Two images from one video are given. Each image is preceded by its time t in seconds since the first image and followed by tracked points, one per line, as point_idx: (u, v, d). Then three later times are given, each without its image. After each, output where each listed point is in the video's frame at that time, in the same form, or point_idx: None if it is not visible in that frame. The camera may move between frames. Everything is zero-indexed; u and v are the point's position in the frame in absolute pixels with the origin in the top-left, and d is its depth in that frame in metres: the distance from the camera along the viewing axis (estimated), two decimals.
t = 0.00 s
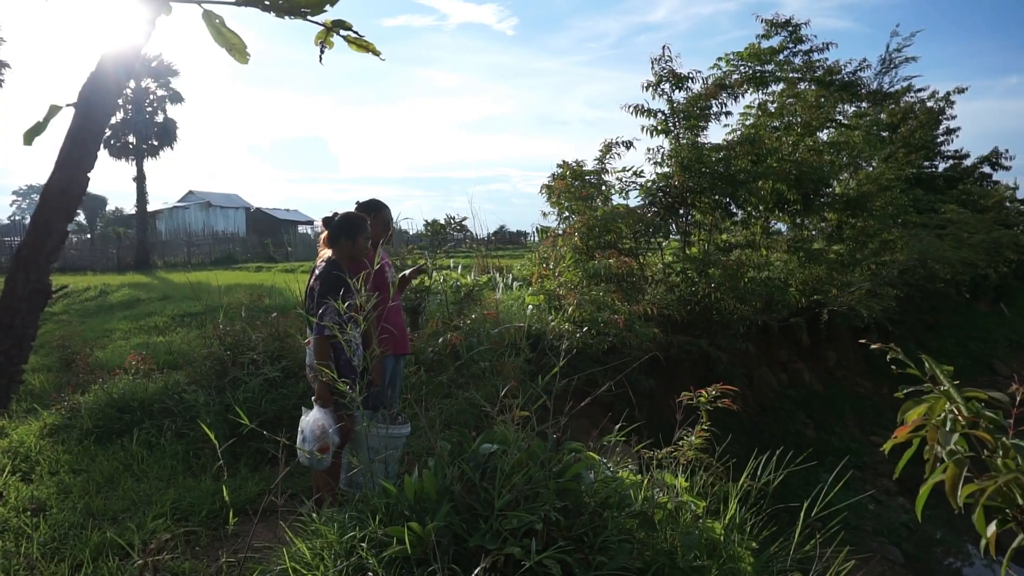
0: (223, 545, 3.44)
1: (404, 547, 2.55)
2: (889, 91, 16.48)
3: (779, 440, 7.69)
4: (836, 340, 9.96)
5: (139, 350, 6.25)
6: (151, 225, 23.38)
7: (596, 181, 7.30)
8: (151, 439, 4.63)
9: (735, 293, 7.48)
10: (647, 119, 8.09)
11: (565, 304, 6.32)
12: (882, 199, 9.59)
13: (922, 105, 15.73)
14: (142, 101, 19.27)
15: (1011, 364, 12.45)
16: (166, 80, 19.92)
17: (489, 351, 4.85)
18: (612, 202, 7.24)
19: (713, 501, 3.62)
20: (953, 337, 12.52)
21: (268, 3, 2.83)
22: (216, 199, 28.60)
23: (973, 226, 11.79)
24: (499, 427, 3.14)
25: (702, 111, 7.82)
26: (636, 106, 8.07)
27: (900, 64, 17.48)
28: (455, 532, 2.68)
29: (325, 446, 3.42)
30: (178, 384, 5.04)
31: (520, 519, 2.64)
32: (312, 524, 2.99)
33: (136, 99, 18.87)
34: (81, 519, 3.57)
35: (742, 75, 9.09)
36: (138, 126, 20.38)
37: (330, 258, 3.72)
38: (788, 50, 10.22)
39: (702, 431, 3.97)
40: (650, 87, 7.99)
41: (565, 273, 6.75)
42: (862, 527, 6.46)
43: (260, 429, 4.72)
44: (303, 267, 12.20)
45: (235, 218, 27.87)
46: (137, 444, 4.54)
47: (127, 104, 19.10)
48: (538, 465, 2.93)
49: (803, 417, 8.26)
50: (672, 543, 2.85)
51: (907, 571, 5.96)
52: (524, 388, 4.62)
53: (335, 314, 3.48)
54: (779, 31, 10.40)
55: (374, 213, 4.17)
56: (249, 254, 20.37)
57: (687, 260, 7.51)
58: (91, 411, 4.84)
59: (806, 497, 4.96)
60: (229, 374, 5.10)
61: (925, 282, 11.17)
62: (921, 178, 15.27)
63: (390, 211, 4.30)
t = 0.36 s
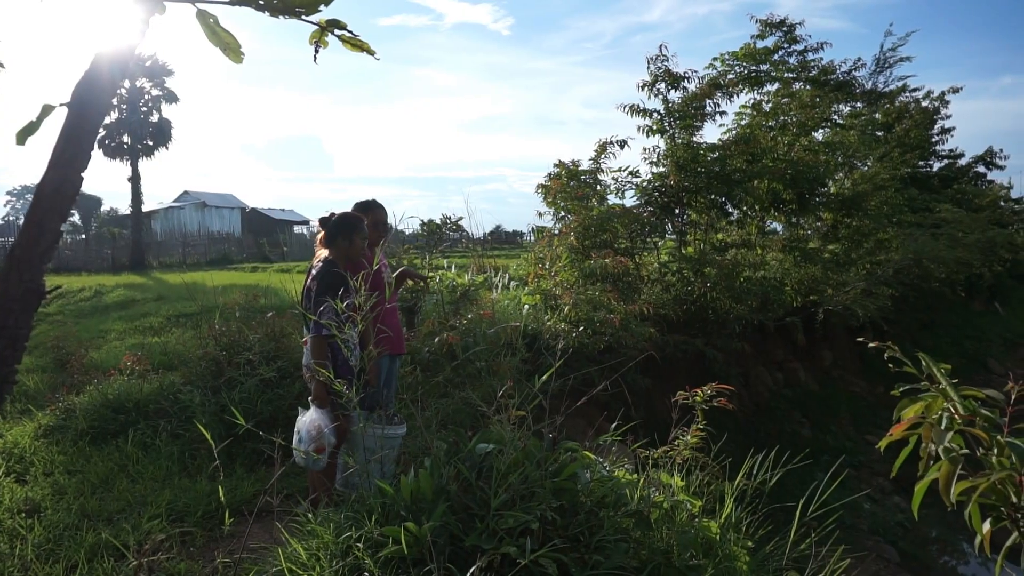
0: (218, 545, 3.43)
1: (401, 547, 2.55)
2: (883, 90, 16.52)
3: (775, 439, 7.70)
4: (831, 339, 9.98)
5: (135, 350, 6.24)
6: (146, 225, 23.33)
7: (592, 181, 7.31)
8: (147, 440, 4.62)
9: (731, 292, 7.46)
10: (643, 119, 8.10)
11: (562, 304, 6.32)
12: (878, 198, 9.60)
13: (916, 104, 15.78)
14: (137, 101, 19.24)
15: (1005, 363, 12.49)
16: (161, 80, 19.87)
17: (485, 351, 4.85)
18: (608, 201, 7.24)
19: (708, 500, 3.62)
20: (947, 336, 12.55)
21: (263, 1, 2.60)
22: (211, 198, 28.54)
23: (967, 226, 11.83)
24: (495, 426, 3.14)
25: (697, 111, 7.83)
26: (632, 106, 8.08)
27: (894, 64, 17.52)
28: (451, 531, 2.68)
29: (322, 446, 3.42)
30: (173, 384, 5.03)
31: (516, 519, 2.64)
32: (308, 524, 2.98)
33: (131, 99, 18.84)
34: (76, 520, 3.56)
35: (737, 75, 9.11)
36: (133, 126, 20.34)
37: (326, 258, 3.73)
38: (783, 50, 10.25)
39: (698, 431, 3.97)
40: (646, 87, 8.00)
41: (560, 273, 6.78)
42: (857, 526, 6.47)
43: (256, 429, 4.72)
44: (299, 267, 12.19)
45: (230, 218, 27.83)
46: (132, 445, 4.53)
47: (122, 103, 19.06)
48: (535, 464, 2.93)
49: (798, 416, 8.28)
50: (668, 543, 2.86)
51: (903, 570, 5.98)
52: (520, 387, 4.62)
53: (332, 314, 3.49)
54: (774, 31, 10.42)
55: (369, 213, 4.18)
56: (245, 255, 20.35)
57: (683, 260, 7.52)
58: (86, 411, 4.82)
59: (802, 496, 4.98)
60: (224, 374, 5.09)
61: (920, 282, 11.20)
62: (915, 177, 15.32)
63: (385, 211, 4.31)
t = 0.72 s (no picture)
0: (210, 545, 3.41)
1: (393, 547, 2.55)
2: (876, 93, 16.59)
3: (767, 439, 7.72)
4: (824, 341, 10.02)
5: (126, 349, 6.21)
6: (139, 223, 23.23)
7: (586, 181, 7.32)
8: (139, 439, 4.60)
9: (724, 293, 7.47)
10: (637, 119, 8.12)
11: (555, 304, 6.33)
12: (870, 200, 9.64)
13: (909, 107, 15.85)
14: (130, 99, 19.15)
15: (996, 365, 12.56)
16: (155, 78, 19.80)
17: (479, 350, 4.85)
18: (602, 202, 7.25)
19: (701, 500, 3.63)
20: (939, 337, 12.61)
21: None
22: (204, 197, 28.44)
23: (959, 228, 11.89)
24: (488, 426, 3.14)
25: (691, 112, 7.85)
26: (626, 107, 8.10)
27: (887, 67, 17.59)
28: (443, 531, 2.68)
29: (316, 446, 3.40)
30: (165, 383, 5.01)
31: (509, 519, 2.64)
32: (300, 524, 2.97)
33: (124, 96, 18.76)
34: (67, 519, 3.54)
35: (731, 76, 9.13)
36: (126, 123, 20.25)
37: (321, 257, 3.72)
38: (776, 52, 10.28)
39: (691, 431, 3.98)
40: (640, 88, 8.02)
41: (554, 273, 6.79)
42: (849, 526, 6.50)
43: (249, 428, 4.71)
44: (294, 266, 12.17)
45: (224, 216, 27.75)
46: (124, 444, 4.51)
47: (115, 101, 18.97)
48: (527, 464, 2.93)
49: (791, 417, 8.31)
50: (659, 543, 2.86)
51: (893, 570, 6.00)
52: (513, 388, 4.62)
53: (327, 313, 3.48)
54: (768, 33, 10.45)
55: (363, 213, 4.17)
56: (238, 253, 20.29)
57: (677, 260, 7.52)
58: (77, 410, 4.80)
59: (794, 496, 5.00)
60: (217, 373, 5.07)
61: (912, 284, 11.25)
62: (908, 180, 15.39)
63: (378, 211, 4.30)
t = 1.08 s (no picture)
0: (202, 544, 3.40)
1: (387, 546, 2.54)
2: (869, 91, 16.64)
3: (760, 437, 7.74)
4: (817, 338, 10.05)
5: (118, 348, 6.19)
6: (131, 222, 23.13)
7: (579, 179, 7.31)
8: (131, 438, 4.58)
9: (717, 291, 7.48)
10: (630, 117, 8.11)
11: (549, 302, 6.33)
12: (863, 198, 9.66)
13: (902, 106, 15.90)
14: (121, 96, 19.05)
15: (987, 362, 12.63)
16: (146, 76, 19.69)
17: (473, 348, 4.84)
18: (595, 200, 7.25)
19: (694, 497, 3.64)
20: (931, 335, 12.67)
21: None
22: (197, 194, 28.32)
23: (951, 226, 11.94)
24: (482, 424, 3.14)
25: (684, 110, 7.85)
26: (619, 105, 8.09)
27: (880, 65, 17.63)
28: (438, 530, 2.67)
29: (311, 445, 3.40)
30: (158, 382, 4.99)
31: (503, 517, 2.64)
32: (293, 523, 2.96)
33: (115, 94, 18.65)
34: (57, 519, 3.52)
35: (724, 74, 9.14)
36: (118, 121, 20.14)
37: (315, 255, 3.70)
38: (770, 51, 10.30)
39: (684, 429, 3.98)
40: (633, 87, 8.01)
41: (548, 271, 6.79)
42: (842, 523, 6.53)
43: (242, 427, 4.69)
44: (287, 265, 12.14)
45: (216, 214, 27.64)
46: (116, 444, 4.49)
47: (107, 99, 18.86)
48: (522, 462, 2.92)
49: (784, 414, 8.33)
50: (653, 540, 2.86)
51: (886, 566, 6.03)
52: (507, 385, 4.61)
53: (321, 311, 3.47)
54: (762, 31, 10.46)
55: (357, 210, 4.16)
56: (231, 252, 20.23)
57: (671, 258, 7.52)
58: (68, 410, 4.77)
59: (787, 493, 5.01)
60: (209, 372, 5.06)
61: (904, 281, 11.29)
62: (901, 178, 15.44)
63: (372, 208, 4.29)
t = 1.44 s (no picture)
0: (196, 543, 3.39)
1: (381, 544, 2.54)
2: (863, 89, 16.67)
3: (754, 434, 7.75)
4: (811, 335, 10.07)
5: (112, 346, 6.17)
6: (125, 220, 23.05)
7: (574, 177, 7.31)
8: (125, 436, 4.56)
9: (712, 288, 7.50)
10: (625, 115, 8.12)
11: (544, 299, 6.33)
12: (858, 196, 9.68)
13: (896, 103, 15.95)
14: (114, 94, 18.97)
15: (981, 360, 12.68)
16: (140, 73, 19.61)
17: (468, 345, 4.84)
18: (590, 197, 7.25)
19: (689, 495, 3.64)
20: (925, 332, 12.72)
21: None
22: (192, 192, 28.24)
23: (945, 224, 11.98)
24: (477, 421, 3.13)
25: (678, 108, 7.86)
26: (614, 103, 8.09)
27: (874, 63, 17.68)
28: (432, 528, 2.67)
29: (308, 442, 3.40)
30: (152, 380, 4.97)
31: (498, 514, 2.64)
32: (288, 521, 2.95)
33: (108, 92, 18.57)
34: (51, 518, 3.51)
35: (719, 72, 9.15)
36: (111, 118, 20.05)
37: (311, 252, 3.69)
38: (765, 48, 10.31)
39: (679, 426, 3.98)
40: (628, 84, 8.01)
41: (543, 268, 6.79)
42: (836, 520, 6.55)
43: (237, 425, 4.68)
44: (282, 263, 12.13)
45: (211, 212, 27.57)
46: (109, 442, 4.48)
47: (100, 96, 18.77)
48: (517, 460, 2.93)
49: (778, 411, 8.35)
50: (648, 537, 2.87)
51: (880, 562, 6.05)
52: (502, 383, 4.61)
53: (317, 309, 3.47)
54: (757, 29, 10.47)
55: (353, 209, 4.15)
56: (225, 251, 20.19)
57: (665, 256, 7.53)
58: (62, 408, 4.75)
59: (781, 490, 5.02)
60: (204, 370, 5.05)
61: (898, 279, 11.33)
62: (894, 176, 15.49)
63: (368, 206, 4.28)
